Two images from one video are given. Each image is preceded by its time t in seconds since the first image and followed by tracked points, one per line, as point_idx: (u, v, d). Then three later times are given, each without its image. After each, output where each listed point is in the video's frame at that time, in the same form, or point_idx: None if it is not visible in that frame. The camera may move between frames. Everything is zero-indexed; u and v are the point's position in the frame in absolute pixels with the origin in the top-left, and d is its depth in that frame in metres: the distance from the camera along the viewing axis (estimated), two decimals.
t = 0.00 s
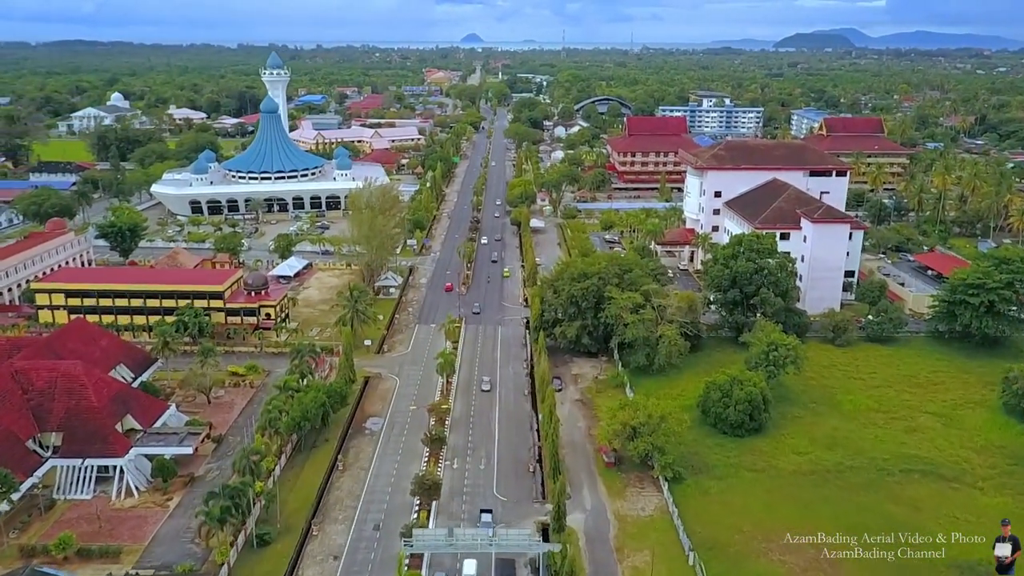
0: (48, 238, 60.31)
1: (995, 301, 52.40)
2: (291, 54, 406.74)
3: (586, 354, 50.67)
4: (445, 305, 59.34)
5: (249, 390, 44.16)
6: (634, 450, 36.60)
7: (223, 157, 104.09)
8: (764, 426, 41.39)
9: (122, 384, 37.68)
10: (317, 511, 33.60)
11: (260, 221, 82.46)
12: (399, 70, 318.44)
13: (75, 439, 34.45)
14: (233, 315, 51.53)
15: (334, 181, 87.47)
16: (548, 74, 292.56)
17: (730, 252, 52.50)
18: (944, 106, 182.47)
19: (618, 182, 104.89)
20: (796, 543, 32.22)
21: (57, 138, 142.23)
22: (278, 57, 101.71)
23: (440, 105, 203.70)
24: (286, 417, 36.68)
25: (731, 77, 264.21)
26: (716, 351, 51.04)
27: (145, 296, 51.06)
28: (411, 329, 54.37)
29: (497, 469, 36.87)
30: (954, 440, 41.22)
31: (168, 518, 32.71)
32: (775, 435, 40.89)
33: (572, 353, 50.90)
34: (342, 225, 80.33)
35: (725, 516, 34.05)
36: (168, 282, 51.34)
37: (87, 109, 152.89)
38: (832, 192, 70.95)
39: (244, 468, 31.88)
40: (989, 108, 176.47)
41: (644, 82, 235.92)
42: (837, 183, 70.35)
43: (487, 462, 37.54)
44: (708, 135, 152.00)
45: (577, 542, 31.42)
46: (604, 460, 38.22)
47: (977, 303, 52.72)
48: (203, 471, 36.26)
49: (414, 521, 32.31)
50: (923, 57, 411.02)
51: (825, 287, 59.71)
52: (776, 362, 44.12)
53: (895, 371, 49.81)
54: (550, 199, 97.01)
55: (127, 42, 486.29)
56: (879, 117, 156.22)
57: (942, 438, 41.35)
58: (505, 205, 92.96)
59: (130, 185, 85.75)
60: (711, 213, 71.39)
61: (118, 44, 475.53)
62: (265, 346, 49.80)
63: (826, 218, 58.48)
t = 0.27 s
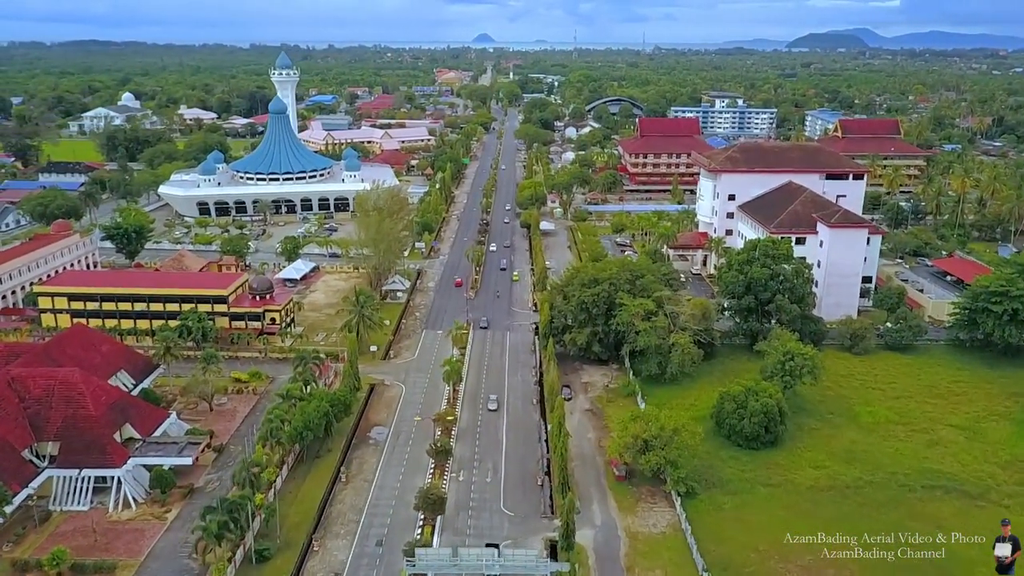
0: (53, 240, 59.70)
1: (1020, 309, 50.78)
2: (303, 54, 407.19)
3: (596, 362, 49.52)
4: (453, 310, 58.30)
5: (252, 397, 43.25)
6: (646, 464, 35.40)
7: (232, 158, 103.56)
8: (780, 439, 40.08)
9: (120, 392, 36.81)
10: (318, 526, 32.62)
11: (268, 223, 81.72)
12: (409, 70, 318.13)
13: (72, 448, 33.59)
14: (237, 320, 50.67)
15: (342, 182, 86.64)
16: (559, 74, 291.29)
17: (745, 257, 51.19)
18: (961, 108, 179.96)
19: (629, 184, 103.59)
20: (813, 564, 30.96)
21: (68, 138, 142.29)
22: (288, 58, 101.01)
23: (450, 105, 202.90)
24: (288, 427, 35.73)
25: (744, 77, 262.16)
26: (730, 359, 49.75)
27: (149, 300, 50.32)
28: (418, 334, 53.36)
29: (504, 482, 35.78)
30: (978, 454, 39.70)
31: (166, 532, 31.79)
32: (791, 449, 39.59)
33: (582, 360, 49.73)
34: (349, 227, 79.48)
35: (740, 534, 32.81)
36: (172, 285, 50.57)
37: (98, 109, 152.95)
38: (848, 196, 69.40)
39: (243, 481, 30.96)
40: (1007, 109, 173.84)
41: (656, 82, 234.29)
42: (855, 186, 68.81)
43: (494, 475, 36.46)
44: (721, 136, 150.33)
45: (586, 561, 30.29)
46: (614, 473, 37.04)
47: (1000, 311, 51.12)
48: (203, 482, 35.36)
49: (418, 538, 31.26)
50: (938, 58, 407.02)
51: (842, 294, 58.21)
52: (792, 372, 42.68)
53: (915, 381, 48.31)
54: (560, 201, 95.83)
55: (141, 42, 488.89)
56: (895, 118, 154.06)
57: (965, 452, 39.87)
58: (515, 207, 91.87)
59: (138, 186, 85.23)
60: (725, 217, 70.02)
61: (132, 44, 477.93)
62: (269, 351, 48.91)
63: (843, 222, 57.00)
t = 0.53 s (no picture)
0: (58, 243, 59.10)
1: None
2: (315, 54, 407.44)
3: (608, 370, 48.26)
4: (461, 315, 57.21)
5: (255, 405, 42.32)
6: (659, 480, 34.12)
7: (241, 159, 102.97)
8: (798, 453, 38.69)
9: (119, 400, 35.97)
10: (320, 541, 31.58)
11: (276, 225, 80.97)
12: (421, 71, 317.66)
13: (68, 459, 32.76)
14: (241, 325, 49.79)
15: (351, 184, 85.76)
16: (572, 74, 289.77)
17: (761, 263, 49.81)
18: (979, 109, 177.23)
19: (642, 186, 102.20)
20: None
21: (79, 138, 142.36)
22: (298, 58, 100.23)
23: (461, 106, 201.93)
24: (290, 438, 34.73)
25: (758, 77, 259.81)
26: (745, 368, 48.40)
27: (152, 304, 49.56)
28: (425, 340, 52.30)
29: (512, 497, 34.64)
30: (1005, 471, 38.09)
31: (163, 547, 30.88)
32: (809, 464, 38.19)
33: (593, 369, 48.48)
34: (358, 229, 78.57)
35: (756, 554, 31.48)
36: (175, 290, 49.78)
37: (110, 109, 152.98)
38: (867, 200, 67.81)
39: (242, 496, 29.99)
40: None
41: (669, 82, 232.45)
42: (873, 190, 67.17)
43: (501, 489, 35.33)
44: (735, 137, 148.58)
45: None
46: (626, 488, 35.80)
47: None
48: (202, 494, 34.43)
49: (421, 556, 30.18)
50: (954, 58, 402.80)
51: (861, 300, 56.63)
52: (811, 383, 41.16)
53: (937, 392, 46.71)
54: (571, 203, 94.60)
55: (155, 42, 491.31)
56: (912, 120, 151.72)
57: (991, 468, 38.30)
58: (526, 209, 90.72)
59: (146, 187, 84.71)
60: (739, 221, 68.60)
61: (146, 44, 480.35)
62: (273, 357, 47.98)
63: (862, 227, 55.45)
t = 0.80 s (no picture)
0: (62, 245, 58.51)
1: None
2: (326, 54, 407.68)
3: (619, 379, 47.05)
4: (470, 320, 56.18)
5: (258, 413, 41.42)
6: (670, 496, 32.88)
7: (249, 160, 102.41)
8: (815, 467, 37.34)
9: (117, 408, 35.12)
10: (320, 557, 30.57)
11: (284, 227, 80.19)
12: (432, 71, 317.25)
13: (63, 470, 31.88)
14: (246, 330, 48.96)
15: (359, 186, 84.88)
16: (583, 75, 288.30)
17: (776, 270, 48.49)
18: (997, 110, 174.70)
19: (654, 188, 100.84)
20: None
21: (89, 138, 142.45)
22: (307, 58, 99.47)
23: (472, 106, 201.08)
24: (291, 449, 33.77)
25: (771, 78, 257.35)
26: (760, 378, 47.05)
27: (155, 308, 48.81)
28: (432, 347, 51.29)
29: (519, 512, 33.55)
30: None
31: (158, 562, 29.98)
32: (826, 479, 36.82)
33: (604, 377, 47.30)
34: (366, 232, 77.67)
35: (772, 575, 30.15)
36: (179, 293, 49.01)
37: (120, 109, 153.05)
38: (885, 203, 66.12)
39: (239, 512, 29.03)
40: None
41: (681, 83, 230.79)
42: (891, 194, 65.54)
43: (508, 503, 34.20)
44: (747, 139, 146.94)
45: None
46: (636, 504, 34.54)
47: None
48: (201, 507, 33.54)
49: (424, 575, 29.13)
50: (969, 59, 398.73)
51: (879, 307, 55.10)
52: (828, 395, 39.80)
53: (960, 404, 45.12)
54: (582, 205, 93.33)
55: (166, 43, 492.65)
56: (929, 121, 149.55)
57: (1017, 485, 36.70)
58: (536, 212, 89.61)
59: (153, 188, 84.19)
60: (754, 224, 67.18)
61: (159, 44, 483.41)
62: (278, 363, 47.08)
63: (881, 232, 53.99)
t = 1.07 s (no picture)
0: (65, 248, 57.81)
1: None
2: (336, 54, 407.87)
3: (629, 388, 45.81)
4: (476, 326, 55.09)
5: (258, 422, 40.46)
6: (682, 514, 31.60)
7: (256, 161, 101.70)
8: (833, 483, 35.99)
9: (113, 419, 34.21)
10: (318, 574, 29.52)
11: (289, 229, 79.34)
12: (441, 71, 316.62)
13: (55, 483, 30.96)
14: (248, 336, 47.99)
15: (366, 187, 83.89)
16: (593, 75, 286.85)
17: (791, 276, 47.17)
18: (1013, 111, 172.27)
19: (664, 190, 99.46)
20: None
21: (98, 139, 142.32)
22: (315, 58, 98.61)
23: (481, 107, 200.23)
24: (290, 463, 32.74)
25: (782, 78, 255.26)
26: (774, 388, 45.72)
27: (156, 313, 47.97)
28: (438, 353, 50.21)
29: (525, 529, 32.37)
30: None
31: None
32: (845, 496, 35.45)
33: (614, 386, 46.07)
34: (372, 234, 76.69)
35: None
36: (180, 298, 48.16)
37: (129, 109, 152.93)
38: (901, 207, 64.45)
39: (234, 529, 28.00)
40: None
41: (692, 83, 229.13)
42: (909, 198, 63.90)
43: (514, 519, 33.06)
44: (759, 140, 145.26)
45: None
46: (647, 521, 33.29)
47: None
48: (198, 521, 32.54)
49: None
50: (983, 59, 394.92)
51: (896, 315, 53.61)
52: (846, 408, 38.42)
53: (983, 416, 43.56)
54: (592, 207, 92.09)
55: (177, 43, 494.32)
56: (944, 122, 147.43)
57: None
58: (544, 214, 88.43)
59: (159, 190, 83.55)
60: (767, 228, 65.78)
61: (171, 45, 485.14)
62: (280, 370, 46.09)
63: (898, 237, 52.56)
